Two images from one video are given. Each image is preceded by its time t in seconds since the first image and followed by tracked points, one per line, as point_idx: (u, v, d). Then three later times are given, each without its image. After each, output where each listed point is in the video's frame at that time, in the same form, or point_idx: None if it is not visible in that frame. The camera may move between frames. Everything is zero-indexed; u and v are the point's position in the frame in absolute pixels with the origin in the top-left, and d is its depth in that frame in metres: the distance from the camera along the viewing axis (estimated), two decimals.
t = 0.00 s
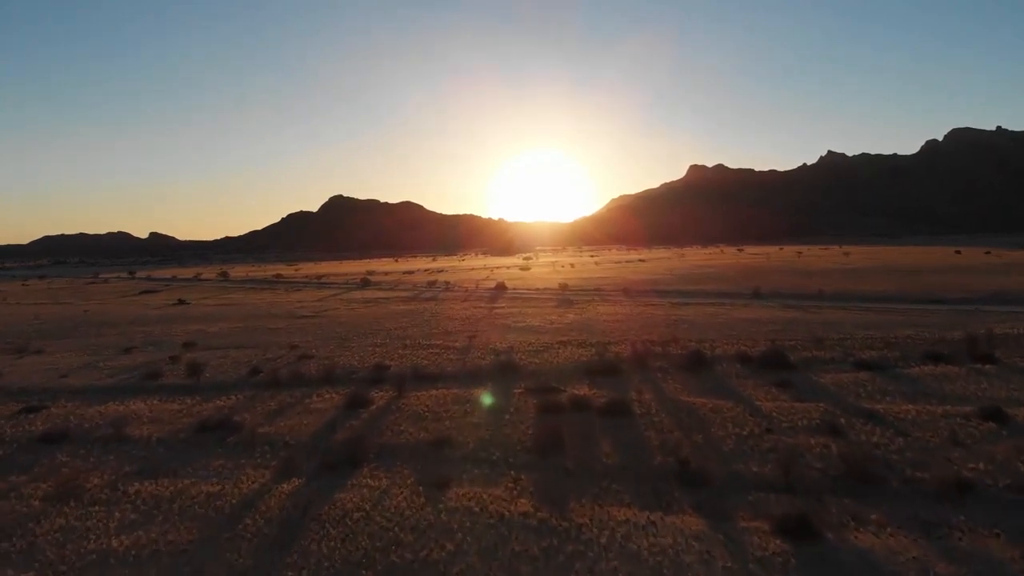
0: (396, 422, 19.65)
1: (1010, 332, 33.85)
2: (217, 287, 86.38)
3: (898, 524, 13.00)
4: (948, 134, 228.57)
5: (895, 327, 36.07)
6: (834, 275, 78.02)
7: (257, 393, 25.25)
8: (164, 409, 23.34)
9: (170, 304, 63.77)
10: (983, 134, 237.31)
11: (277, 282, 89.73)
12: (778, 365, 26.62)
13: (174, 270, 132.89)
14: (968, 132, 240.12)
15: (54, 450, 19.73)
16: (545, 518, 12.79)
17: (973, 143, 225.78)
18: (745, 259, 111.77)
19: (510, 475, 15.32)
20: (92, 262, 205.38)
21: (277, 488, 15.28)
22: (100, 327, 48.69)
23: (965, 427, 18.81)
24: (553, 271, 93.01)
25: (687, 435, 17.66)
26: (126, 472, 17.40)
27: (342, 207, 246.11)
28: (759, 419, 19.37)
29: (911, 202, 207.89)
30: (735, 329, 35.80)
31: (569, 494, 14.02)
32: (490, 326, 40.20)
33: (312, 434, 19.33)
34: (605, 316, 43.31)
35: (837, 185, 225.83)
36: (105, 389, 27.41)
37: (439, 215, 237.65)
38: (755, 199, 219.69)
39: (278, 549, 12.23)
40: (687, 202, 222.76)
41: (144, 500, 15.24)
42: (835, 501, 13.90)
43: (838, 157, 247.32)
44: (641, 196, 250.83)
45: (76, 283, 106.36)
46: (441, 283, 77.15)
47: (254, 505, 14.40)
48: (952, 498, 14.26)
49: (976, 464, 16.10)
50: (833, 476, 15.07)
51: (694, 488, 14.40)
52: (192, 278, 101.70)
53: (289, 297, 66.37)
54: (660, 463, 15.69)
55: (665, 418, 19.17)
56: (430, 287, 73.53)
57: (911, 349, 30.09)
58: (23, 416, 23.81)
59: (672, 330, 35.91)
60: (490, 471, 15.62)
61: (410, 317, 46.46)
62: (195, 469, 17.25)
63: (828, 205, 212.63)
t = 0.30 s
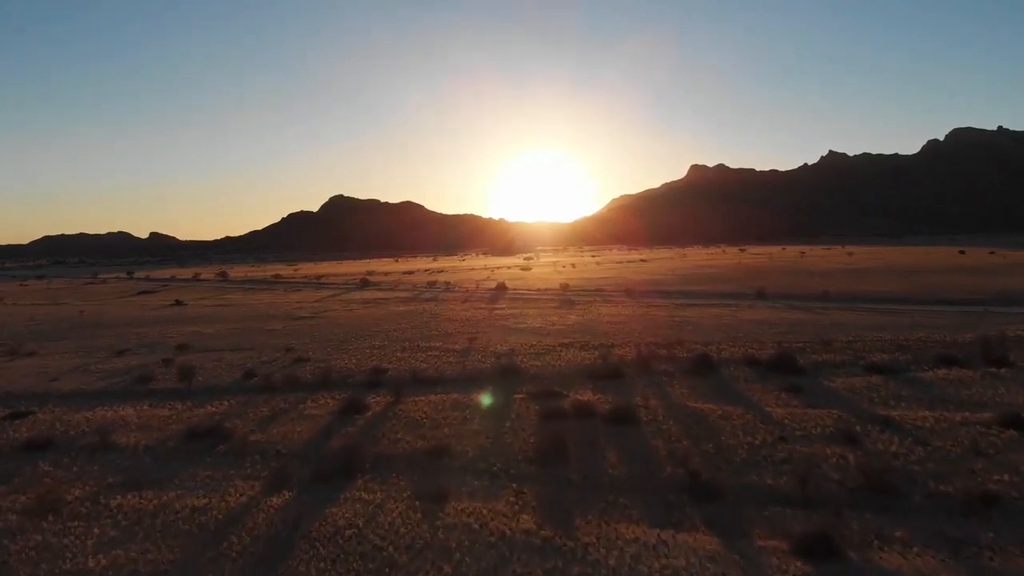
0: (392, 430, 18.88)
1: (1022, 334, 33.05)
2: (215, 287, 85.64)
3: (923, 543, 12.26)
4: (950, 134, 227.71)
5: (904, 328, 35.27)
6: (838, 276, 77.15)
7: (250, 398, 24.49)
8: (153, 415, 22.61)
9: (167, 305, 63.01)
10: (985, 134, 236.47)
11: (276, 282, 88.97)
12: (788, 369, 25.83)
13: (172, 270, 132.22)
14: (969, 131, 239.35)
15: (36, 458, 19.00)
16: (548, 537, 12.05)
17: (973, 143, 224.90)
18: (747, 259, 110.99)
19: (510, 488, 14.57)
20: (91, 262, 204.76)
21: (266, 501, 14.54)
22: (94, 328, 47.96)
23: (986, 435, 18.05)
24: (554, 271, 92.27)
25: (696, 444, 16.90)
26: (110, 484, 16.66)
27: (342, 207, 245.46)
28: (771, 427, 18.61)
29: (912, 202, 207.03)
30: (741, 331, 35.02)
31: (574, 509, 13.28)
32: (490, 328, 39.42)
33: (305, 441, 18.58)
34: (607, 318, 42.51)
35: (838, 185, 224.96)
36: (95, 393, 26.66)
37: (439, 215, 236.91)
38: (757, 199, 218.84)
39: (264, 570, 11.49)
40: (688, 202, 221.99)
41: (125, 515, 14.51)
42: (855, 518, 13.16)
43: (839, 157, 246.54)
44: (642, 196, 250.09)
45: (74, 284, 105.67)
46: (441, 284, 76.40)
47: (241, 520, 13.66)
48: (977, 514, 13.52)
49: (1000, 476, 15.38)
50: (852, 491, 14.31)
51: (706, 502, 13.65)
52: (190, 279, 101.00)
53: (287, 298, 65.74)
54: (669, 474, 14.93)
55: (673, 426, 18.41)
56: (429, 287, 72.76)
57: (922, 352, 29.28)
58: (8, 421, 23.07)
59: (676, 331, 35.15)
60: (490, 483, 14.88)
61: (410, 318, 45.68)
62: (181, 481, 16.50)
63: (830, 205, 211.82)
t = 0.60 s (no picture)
0: (388, 439, 17.96)
1: None
2: (212, 287, 84.76)
3: (957, 568, 11.40)
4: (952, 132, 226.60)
5: (915, 331, 34.32)
6: (842, 276, 76.21)
7: (242, 404, 23.61)
8: (140, 423, 21.70)
9: (163, 306, 62.21)
10: (987, 133, 235.42)
11: (274, 282, 88.08)
12: (800, 374, 24.88)
13: (170, 270, 131.34)
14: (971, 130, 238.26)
15: (15, 469, 18.14)
16: (554, 562, 11.19)
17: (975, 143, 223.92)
18: (750, 259, 109.99)
19: (512, 504, 13.70)
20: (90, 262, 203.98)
21: (252, 519, 13.66)
22: (88, 330, 47.06)
23: (1013, 445, 17.18)
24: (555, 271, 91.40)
25: (708, 456, 16.03)
26: (88, 498, 15.79)
27: (342, 207, 244.65)
28: (787, 437, 17.69)
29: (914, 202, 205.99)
30: (749, 333, 34.09)
31: (581, 530, 12.42)
32: (491, 330, 38.55)
33: (296, 451, 17.69)
34: (610, 320, 41.58)
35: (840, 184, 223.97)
36: (82, 399, 25.78)
37: (439, 215, 236.01)
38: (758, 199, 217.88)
39: None
40: (689, 202, 221.00)
41: (102, 534, 13.63)
42: (882, 538, 12.30)
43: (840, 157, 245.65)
44: (643, 196, 249.15)
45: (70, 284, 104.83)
46: (441, 284, 75.49)
47: (224, 540, 12.76)
48: (1012, 534, 12.65)
49: None
50: (877, 509, 13.44)
51: (722, 522, 12.79)
52: (187, 279, 99.97)
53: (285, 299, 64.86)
54: (681, 490, 14.08)
55: (683, 435, 17.53)
56: (429, 288, 71.88)
57: (937, 356, 28.35)
58: None
59: (682, 334, 34.24)
60: (491, 499, 14.01)
61: (408, 320, 44.77)
62: (163, 494, 15.63)
63: (832, 205, 210.87)
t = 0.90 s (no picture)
0: (383, 449, 17.17)
1: None
2: (210, 288, 83.97)
3: None
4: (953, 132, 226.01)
5: (926, 334, 33.53)
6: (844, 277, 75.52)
7: (234, 410, 22.82)
8: (126, 430, 20.90)
9: (160, 307, 61.43)
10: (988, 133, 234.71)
11: (272, 282, 87.32)
12: (810, 380, 24.08)
13: (169, 270, 130.62)
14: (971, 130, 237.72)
15: None
16: None
17: (976, 142, 223.05)
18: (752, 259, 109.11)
19: (514, 521, 12.94)
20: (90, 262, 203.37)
21: (237, 536, 12.91)
22: (82, 331, 46.30)
23: None
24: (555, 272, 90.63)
25: (719, 468, 15.25)
26: (68, 512, 15.00)
27: (342, 207, 243.97)
28: (801, 447, 16.93)
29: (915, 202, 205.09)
30: (755, 336, 33.28)
31: (586, 552, 11.65)
32: (491, 332, 37.77)
33: (287, 462, 16.90)
34: (613, 321, 40.80)
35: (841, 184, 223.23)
36: (69, 404, 25.00)
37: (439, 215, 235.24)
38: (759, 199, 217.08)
39: None
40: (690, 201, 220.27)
41: (79, 553, 12.85)
42: (909, 560, 11.52)
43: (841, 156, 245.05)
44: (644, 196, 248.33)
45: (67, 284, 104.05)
46: (441, 285, 74.71)
47: (206, 562, 11.97)
48: None
49: None
50: (901, 527, 12.67)
51: (737, 542, 12.04)
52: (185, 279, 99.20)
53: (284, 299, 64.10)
54: (692, 505, 13.30)
55: (693, 444, 16.74)
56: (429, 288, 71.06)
57: (951, 360, 27.51)
58: None
59: (687, 336, 33.42)
60: (491, 515, 13.23)
61: (407, 321, 43.96)
62: (146, 509, 14.84)
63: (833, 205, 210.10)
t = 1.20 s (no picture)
0: (377, 461, 16.27)
1: None
2: (207, 288, 83.05)
3: None
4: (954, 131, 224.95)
5: (938, 337, 32.56)
6: (848, 277, 74.60)
7: (223, 417, 21.92)
8: (110, 439, 20.00)
9: (155, 308, 60.50)
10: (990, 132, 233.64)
11: (270, 282, 86.48)
12: (823, 386, 23.15)
13: (167, 270, 129.71)
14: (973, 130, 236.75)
15: None
16: None
17: (977, 142, 222.03)
18: (755, 259, 108.27)
19: (516, 543, 12.07)
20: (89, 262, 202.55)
21: (219, 559, 12.04)
22: (74, 333, 45.38)
23: None
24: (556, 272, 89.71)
25: (734, 484, 14.37)
26: (41, 530, 14.12)
27: (343, 207, 243.26)
28: (819, 459, 16.03)
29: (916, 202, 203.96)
30: (762, 339, 32.44)
31: None
32: (492, 334, 36.92)
33: (277, 475, 16.03)
34: (616, 323, 39.85)
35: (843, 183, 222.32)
36: (54, 410, 24.10)
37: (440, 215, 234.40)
38: (761, 199, 216.11)
39: None
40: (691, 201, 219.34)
41: None
42: None
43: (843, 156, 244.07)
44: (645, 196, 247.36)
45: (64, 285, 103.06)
46: (442, 285, 73.79)
47: None
48: None
49: None
50: (932, 550, 11.80)
51: (759, 566, 11.18)
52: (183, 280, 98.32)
53: (281, 300, 63.21)
54: (707, 525, 12.46)
55: (705, 457, 15.87)
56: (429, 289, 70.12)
57: (968, 364, 26.60)
58: None
59: (693, 339, 32.52)
60: (491, 536, 12.36)
61: (405, 323, 43.02)
62: (125, 527, 13.96)
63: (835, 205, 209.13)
